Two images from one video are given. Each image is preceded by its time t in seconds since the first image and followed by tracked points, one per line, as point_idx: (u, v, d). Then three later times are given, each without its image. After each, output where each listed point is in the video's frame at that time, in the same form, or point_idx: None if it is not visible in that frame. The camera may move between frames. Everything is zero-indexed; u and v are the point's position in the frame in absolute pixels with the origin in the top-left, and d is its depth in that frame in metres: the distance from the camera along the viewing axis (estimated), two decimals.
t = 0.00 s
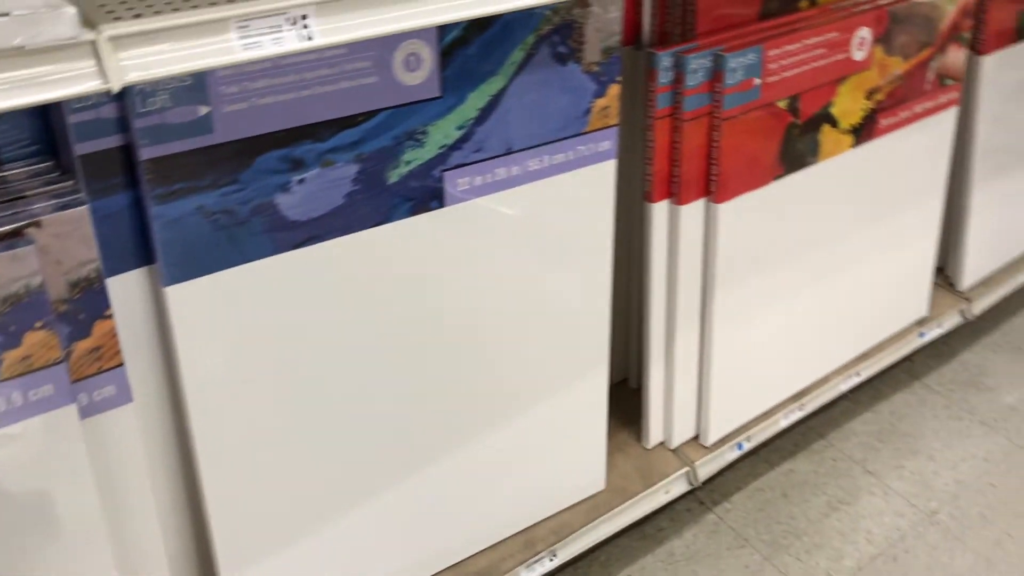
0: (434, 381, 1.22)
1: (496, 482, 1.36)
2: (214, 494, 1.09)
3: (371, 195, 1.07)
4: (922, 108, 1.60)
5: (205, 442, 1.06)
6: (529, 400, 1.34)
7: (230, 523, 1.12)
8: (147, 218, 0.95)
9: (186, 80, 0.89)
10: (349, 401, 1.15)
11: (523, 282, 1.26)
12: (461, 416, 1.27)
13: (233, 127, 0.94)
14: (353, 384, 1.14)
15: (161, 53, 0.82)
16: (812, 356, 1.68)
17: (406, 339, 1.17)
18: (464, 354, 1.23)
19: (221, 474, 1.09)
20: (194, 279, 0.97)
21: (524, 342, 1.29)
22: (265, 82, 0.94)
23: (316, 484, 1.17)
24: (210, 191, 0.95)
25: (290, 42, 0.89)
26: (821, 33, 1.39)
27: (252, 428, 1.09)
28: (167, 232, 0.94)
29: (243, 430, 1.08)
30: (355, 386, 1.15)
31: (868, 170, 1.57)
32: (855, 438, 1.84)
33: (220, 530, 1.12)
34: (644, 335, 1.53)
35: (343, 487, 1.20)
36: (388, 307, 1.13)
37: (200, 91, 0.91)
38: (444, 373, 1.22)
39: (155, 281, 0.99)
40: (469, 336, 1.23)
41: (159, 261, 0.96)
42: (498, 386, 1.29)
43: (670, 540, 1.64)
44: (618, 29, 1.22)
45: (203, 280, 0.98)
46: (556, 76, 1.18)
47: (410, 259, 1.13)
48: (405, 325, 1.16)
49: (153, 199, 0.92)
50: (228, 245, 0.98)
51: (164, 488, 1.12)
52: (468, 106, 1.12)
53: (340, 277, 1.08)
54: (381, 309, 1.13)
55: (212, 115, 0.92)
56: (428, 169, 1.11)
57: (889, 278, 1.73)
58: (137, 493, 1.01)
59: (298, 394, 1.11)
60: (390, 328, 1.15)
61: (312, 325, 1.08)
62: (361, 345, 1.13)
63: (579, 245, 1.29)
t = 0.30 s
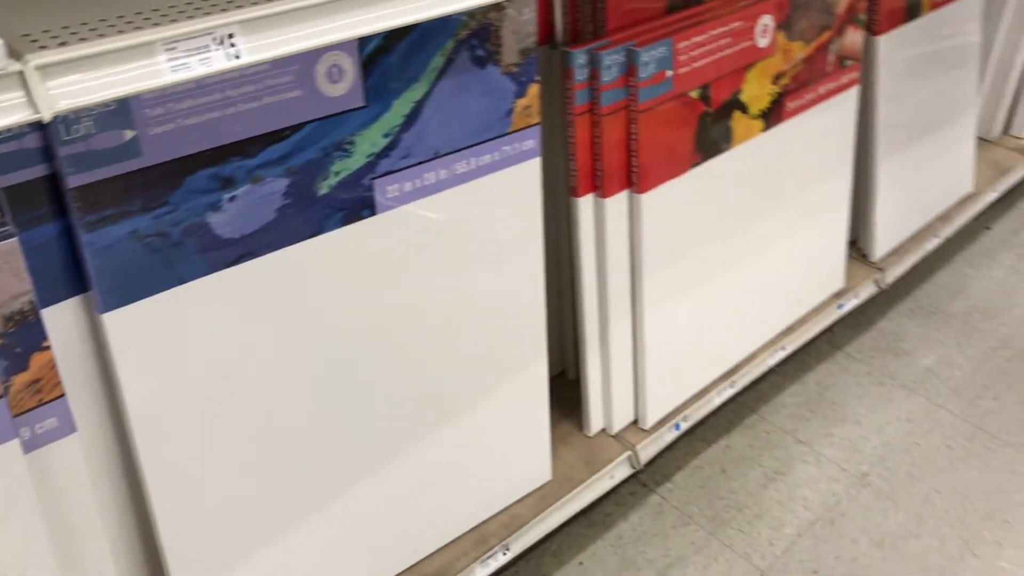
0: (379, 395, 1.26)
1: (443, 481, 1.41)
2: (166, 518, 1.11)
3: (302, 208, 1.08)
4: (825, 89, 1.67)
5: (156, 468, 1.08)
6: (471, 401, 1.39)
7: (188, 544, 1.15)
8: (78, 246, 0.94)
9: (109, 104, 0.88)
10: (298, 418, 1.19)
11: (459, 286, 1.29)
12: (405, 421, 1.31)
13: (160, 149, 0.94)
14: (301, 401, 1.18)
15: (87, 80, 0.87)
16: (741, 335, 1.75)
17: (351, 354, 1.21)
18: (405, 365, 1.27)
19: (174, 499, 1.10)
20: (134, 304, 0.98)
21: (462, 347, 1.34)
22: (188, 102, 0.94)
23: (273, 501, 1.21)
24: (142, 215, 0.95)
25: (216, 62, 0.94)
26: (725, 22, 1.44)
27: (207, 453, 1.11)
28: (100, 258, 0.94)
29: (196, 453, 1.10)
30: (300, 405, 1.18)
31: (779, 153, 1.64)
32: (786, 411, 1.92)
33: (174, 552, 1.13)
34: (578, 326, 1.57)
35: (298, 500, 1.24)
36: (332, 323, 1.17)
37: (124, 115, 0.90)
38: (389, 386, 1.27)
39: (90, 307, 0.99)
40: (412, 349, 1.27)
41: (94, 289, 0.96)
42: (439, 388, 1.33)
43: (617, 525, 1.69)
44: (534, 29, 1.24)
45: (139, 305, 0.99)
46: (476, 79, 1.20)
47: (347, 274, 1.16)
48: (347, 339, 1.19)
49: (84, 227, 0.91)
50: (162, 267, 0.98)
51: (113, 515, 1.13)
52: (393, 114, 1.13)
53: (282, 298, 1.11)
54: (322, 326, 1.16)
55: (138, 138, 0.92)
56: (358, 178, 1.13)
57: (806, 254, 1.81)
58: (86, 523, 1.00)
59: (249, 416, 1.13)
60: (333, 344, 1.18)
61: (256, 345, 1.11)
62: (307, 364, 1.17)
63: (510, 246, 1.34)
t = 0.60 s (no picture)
0: (321, 394, 1.27)
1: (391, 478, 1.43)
2: (114, 532, 1.10)
3: (237, 212, 1.09)
4: (744, 77, 1.73)
5: (101, 482, 1.07)
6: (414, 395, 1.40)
7: (138, 557, 1.14)
8: (10, 260, 0.93)
9: (34, 115, 0.87)
10: (242, 423, 1.19)
11: (396, 283, 1.31)
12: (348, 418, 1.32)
13: (89, 158, 0.93)
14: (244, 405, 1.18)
15: (13, 87, 0.85)
16: (676, 319, 1.80)
17: (291, 355, 1.21)
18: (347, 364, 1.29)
19: (122, 510, 1.10)
20: (70, 316, 0.97)
21: (404, 344, 1.35)
22: (115, 109, 0.93)
23: (221, 508, 1.21)
24: (73, 226, 0.94)
25: (145, 66, 0.92)
26: (645, 14, 1.48)
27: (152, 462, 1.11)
28: (34, 271, 0.93)
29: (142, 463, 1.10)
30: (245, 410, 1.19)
31: (704, 140, 1.69)
32: (723, 391, 1.98)
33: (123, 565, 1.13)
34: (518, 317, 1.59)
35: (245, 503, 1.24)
36: (273, 327, 1.18)
37: (50, 125, 0.89)
38: (330, 385, 1.28)
39: (25, 322, 0.98)
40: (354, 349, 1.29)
41: (28, 303, 0.94)
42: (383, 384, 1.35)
43: (566, 512, 1.72)
44: (460, 27, 1.26)
45: (76, 318, 0.98)
46: (404, 77, 1.21)
47: (285, 276, 1.17)
48: (287, 342, 1.20)
49: (15, 241, 0.90)
50: (97, 277, 0.98)
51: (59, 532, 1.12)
52: (323, 114, 1.13)
53: (221, 304, 1.11)
54: (262, 329, 1.17)
55: (66, 149, 0.91)
56: (290, 180, 1.13)
57: (734, 238, 1.87)
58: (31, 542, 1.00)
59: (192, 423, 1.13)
60: (274, 347, 1.19)
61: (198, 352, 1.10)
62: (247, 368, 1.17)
63: (446, 241, 1.35)
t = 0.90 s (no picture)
0: (260, 401, 1.26)
1: (335, 483, 1.42)
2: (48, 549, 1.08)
3: (167, 219, 1.07)
4: (674, 73, 1.76)
5: (33, 498, 1.05)
6: (356, 398, 1.40)
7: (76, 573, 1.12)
8: None
9: None
10: (178, 433, 1.17)
11: (332, 286, 1.30)
12: (289, 424, 1.31)
13: (10, 167, 0.91)
14: (180, 415, 1.16)
15: None
16: (616, 314, 1.82)
17: (226, 362, 1.19)
18: (285, 369, 1.27)
19: (56, 525, 1.08)
20: None
21: (343, 345, 1.35)
22: (34, 117, 0.91)
23: (160, 519, 1.19)
24: None
25: (61, 70, 0.89)
26: (573, 12, 1.50)
27: (86, 476, 1.09)
28: None
29: (77, 477, 1.08)
30: (182, 420, 1.17)
31: (636, 136, 1.72)
32: (664, 383, 2.01)
33: None
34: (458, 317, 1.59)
35: (184, 515, 1.22)
36: (207, 334, 1.16)
37: None
38: (268, 390, 1.26)
39: None
40: (293, 353, 1.28)
41: None
42: (324, 388, 1.34)
43: (514, 510, 1.73)
44: (387, 27, 1.25)
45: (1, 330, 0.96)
46: (333, 79, 1.21)
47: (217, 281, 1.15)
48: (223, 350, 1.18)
49: None
50: (23, 289, 0.96)
51: None
52: (251, 118, 1.12)
53: (152, 312, 1.09)
54: (196, 336, 1.15)
55: None
56: (220, 185, 1.12)
57: (671, 232, 1.91)
58: None
59: (127, 435, 1.11)
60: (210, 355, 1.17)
61: (130, 362, 1.09)
62: (182, 376, 1.15)
63: (383, 242, 1.35)
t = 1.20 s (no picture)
0: (196, 412, 1.24)
1: (277, 490, 1.41)
2: None
3: (96, 228, 1.06)
4: (610, 76, 1.79)
5: None
6: (296, 405, 1.39)
7: None
8: None
9: None
10: (109, 447, 1.15)
11: (268, 294, 1.29)
12: (228, 434, 1.29)
13: None
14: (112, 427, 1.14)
15: None
16: (559, 315, 1.84)
17: (159, 373, 1.17)
18: (222, 379, 1.26)
19: None
20: None
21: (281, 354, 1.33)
22: None
23: (94, 534, 1.17)
24: None
25: None
26: (507, 17, 1.50)
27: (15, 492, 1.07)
28: None
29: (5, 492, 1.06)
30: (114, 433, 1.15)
31: (573, 138, 1.73)
32: (610, 382, 2.03)
33: None
34: (400, 322, 1.59)
35: (118, 529, 1.20)
36: (139, 345, 1.14)
37: None
38: (204, 400, 1.24)
39: None
40: (229, 363, 1.26)
41: None
42: (263, 396, 1.33)
43: (461, 514, 1.73)
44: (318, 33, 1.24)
45: None
46: (264, 85, 1.19)
47: (147, 292, 1.13)
48: (156, 362, 1.17)
49: None
50: None
51: None
52: (180, 126, 1.11)
53: (80, 325, 1.07)
54: (128, 347, 1.13)
55: None
56: (150, 193, 1.10)
57: (611, 233, 1.93)
58: None
59: (57, 449, 1.09)
60: (141, 367, 1.15)
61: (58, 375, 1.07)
62: (113, 389, 1.13)
63: (319, 248, 1.34)
